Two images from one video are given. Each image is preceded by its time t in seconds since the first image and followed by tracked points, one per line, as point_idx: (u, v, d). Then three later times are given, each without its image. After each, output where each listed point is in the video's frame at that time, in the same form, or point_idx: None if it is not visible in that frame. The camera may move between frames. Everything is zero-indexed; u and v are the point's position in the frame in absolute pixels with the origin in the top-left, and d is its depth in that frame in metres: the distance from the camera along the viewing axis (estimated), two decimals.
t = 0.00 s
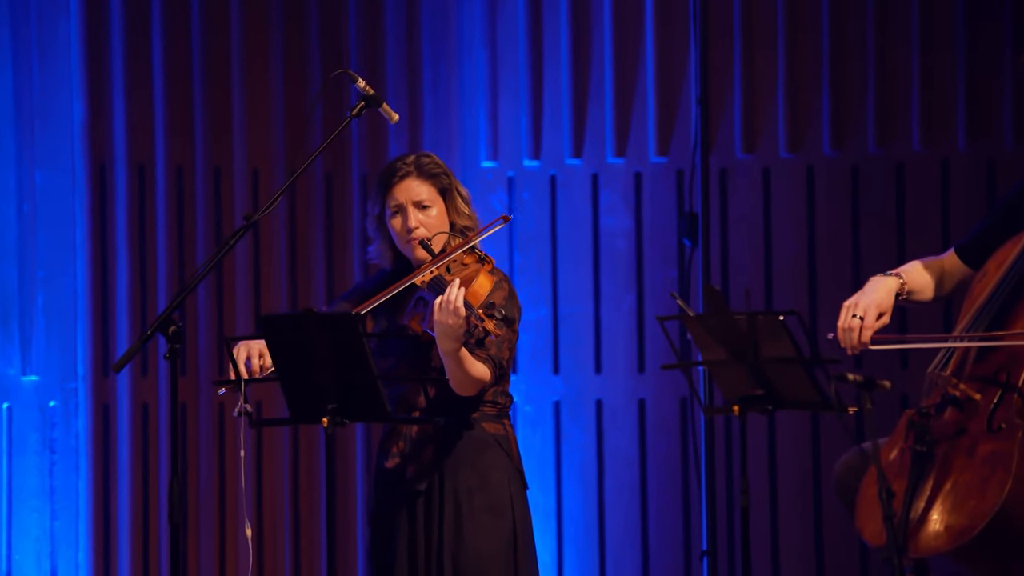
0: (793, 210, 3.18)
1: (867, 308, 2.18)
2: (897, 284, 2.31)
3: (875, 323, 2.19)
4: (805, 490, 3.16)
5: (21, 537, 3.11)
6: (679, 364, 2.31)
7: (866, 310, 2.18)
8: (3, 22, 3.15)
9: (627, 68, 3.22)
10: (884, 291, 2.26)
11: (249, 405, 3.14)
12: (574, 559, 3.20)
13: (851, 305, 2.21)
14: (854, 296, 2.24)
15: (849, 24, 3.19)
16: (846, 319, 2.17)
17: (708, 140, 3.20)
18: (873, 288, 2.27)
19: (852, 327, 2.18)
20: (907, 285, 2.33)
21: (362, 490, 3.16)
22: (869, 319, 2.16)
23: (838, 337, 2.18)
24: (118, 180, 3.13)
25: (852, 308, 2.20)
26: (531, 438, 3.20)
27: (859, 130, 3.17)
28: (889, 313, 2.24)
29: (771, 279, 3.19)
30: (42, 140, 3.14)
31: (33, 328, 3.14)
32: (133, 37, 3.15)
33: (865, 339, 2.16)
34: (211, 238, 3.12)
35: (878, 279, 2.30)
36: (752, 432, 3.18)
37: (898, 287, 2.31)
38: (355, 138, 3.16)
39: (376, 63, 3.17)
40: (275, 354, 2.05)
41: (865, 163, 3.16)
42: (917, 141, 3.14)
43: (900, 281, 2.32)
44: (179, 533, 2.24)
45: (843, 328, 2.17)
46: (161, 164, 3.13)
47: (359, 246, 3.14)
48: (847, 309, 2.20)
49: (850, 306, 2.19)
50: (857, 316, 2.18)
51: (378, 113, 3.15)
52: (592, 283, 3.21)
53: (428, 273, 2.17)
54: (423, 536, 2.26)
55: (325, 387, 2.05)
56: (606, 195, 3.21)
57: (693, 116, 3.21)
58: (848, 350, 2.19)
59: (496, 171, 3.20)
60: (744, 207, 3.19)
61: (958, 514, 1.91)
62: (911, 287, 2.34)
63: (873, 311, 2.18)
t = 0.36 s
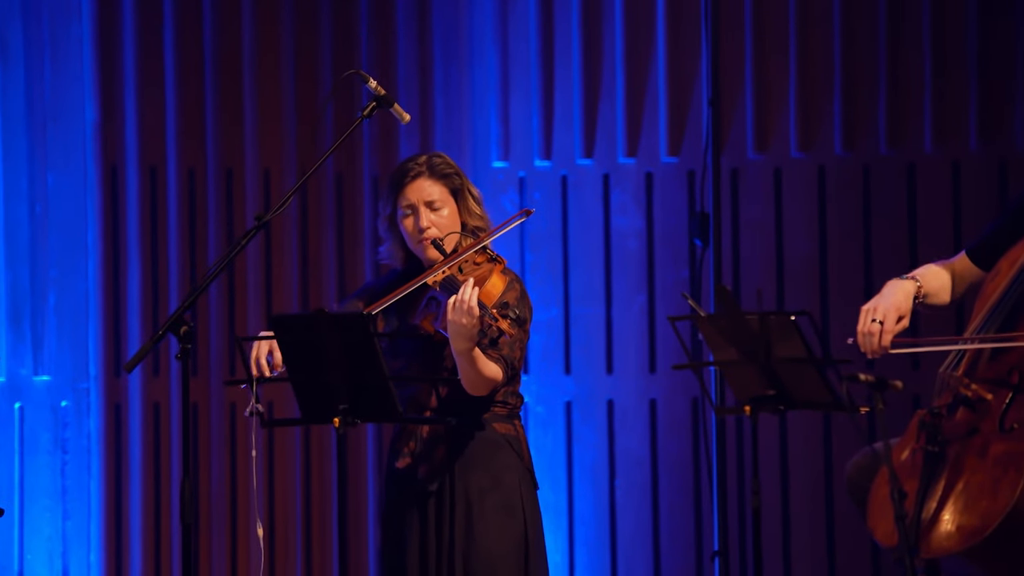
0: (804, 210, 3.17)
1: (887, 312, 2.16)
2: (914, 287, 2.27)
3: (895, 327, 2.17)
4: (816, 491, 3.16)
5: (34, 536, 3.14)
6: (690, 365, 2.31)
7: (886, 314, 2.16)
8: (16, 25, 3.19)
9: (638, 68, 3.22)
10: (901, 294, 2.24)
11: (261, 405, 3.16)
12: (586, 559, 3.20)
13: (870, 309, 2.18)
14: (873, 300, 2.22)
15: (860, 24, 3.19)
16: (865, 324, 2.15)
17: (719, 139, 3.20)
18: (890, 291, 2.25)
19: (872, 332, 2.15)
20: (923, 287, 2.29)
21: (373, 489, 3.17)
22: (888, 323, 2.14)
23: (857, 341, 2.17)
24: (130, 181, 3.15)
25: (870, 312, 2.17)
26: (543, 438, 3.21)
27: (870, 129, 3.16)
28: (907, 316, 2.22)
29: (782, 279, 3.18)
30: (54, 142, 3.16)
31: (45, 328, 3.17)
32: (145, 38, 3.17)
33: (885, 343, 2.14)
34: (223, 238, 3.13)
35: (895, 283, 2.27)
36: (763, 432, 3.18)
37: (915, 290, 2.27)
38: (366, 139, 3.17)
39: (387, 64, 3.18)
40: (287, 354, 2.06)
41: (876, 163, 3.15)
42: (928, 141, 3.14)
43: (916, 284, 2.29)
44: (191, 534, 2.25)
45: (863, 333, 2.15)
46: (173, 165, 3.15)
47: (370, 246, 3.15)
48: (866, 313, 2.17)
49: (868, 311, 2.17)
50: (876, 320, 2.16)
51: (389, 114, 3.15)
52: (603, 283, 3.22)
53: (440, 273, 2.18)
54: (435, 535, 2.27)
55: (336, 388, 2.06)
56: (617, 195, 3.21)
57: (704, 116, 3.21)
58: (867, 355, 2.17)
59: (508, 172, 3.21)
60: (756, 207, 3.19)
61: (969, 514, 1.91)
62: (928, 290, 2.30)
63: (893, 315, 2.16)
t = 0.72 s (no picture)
0: (809, 210, 3.17)
1: (903, 310, 2.15)
2: (927, 287, 2.26)
3: (911, 325, 2.16)
4: (822, 492, 3.16)
5: (40, 537, 3.14)
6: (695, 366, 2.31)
7: (902, 312, 2.15)
8: (22, 24, 3.19)
9: (644, 69, 3.23)
10: (916, 292, 2.24)
11: (266, 406, 3.16)
12: (591, 560, 3.19)
13: (886, 307, 2.17)
14: (889, 298, 2.21)
15: (866, 24, 3.19)
16: (882, 323, 2.14)
17: (724, 140, 3.20)
18: (904, 290, 2.25)
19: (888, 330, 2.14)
20: (936, 287, 2.28)
21: (379, 489, 3.17)
22: (905, 321, 2.13)
23: (874, 340, 2.15)
24: (135, 181, 3.16)
25: (886, 310, 2.16)
26: (548, 440, 3.19)
27: (876, 130, 3.16)
28: (923, 315, 2.22)
29: (788, 280, 3.18)
30: (60, 144, 3.16)
31: (50, 329, 3.17)
32: (151, 39, 3.17)
33: (901, 342, 2.12)
34: (228, 238, 3.14)
35: (909, 282, 2.27)
36: (769, 433, 3.17)
37: (928, 289, 2.26)
38: (372, 139, 3.17)
39: (393, 65, 3.19)
40: (293, 355, 2.06)
41: (881, 163, 3.15)
42: (933, 141, 3.14)
43: (929, 283, 2.28)
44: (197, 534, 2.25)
45: (879, 332, 2.14)
46: (179, 166, 3.16)
47: (375, 246, 3.16)
48: (882, 311, 2.16)
49: (885, 309, 2.16)
50: (893, 318, 2.15)
51: (395, 114, 3.16)
52: (608, 283, 3.22)
53: (446, 272, 2.19)
54: (439, 535, 2.27)
55: (343, 388, 2.06)
56: (622, 196, 3.21)
57: (710, 117, 3.21)
58: (883, 354, 2.16)
59: (513, 172, 3.20)
60: (761, 208, 3.19)
61: (975, 515, 1.90)
62: (940, 290, 2.29)
63: (909, 313, 2.15)
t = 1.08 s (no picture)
0: (824, 210, 3.17)
1: (930, 306, 2.14)
2: (950, 283, 2.23)
3: (938, 321, 2.14)
4: (837, 492, 3.15)
5: (56, 536, 3.17)
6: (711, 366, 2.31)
7: (929, 308, 2.14)
8: (38, 25, 3.22)
9: (658, 68, 3.23)
10: (943, 286, 2.22)
11: (282, 406, 3.18)
12: (606, 560, 3.20)
13: (912, 303, 2.16)
14: (914, 295, 2.20)
15: (882, 23, 3.18)
16: (908, 320, 2.14)
17: (739, 140, 3.19)
18: (930, 286, 2.22)
19: (915, 327, 2.14)
20: (958, 284, 2.24)
21: (394, 488, 3.18)
22: (932, 317, 2.12)
23: (900, 337, 2.15)
24: (150, 180, 3.17)
25: (913, 306, 2.16)
26: (563, 439, 3.20)
27: (891, 130, 3.16)
28: (949, 311, 2.21)
29: (803, 280, 3.18)
30: (75, 145, 3.19)
31: (66, 329, 3.20)
32: (166, 39, 3.19)
33: (929, 339, 2.12)
34: (243, 239, 3.16)
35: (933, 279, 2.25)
36: (784, 433, 3.17)
37: (951, 285, 2.23)
38: (386, 139, 3.18)
39: (407, 65, 3.20)
40: (308, 355, 2.08)
41: (897, 163, 3.15)
42: (949, 141, 3.13)
43: (952, 279, 2.25)
44: (212, 534, 2.27)
45: (906, 328, 2.13)
46: (194, 166, 3.17)
47: (390, 245, 3.18)
48: (908, 308, 2.16)
49: (911, 305, 2.15)
50: (919, 315, 2.14)
51: (410, 114, 3.17)
52: (623, 283, 3.22)
53: (462, 273, 2.20)
54: (455, 536, 2.28)
55: (357, 388, 2.07)
56: (637, 196, 3.21)
57: (725, 117, 3.21)
58: (910, 351, 2.15)
59: (528, 172, 3.21)
60: (776, 207, 3.18)
61: (991, 515, 1.90)
62: (961, 288, 2.25)
63: (936, 309, 2.14)
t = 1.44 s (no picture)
0: (841, 210, 3.17)
1: (954, 307, 2.12)
2: (973, 284, 2.19)
3: (963, 322, 2.12)
4: (854, 493, 3.14)
5: (72, 536, 3.16)
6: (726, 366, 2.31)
7: (953, 309, 2.12)
8: (55, 24, 3.22)
9: (674, 68, 3.23)
10: (966, 287, 2.18)
11: (298, 406, 3.20)
12: (622, 560, 3.20)
13: (936, 304, 2.14)
14: (937, 295, 2.18)
15: (899, 22, 3.18)
16: (933, 321, 2.11)
17: (756, 140, 3.19)
18: (952, 286, 2.19)
19: (940, 328, 2.11)
20: (981, 285, 2.20)
21: (410, 487, 3.20)
22: (957, 319, 2.10)
23: (924, 338, 2.12)
24: (167, 179, 3.18)
25: (937, 307, 2.13)
26: (579, 438, 3.21)
27: (908, 130, 3.16)
28: (974, 312, 2.17)
29: (820, 280, 3.17)
30: (91, 144, 3.20)
31: (83, 328, 3.20)
32: (183, 40, 3.21)
33: (954, 341, 2.09)
34: (260, 239, 3.17)
35: (956, 279, 2.21)
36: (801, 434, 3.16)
37: (974, 286, 2.19)
38: (403, 139, 3.19)
39: (423, 65, 3.21)
40: (324, 356, 2.09)
41: (913, 163, 3.15)
42: (966, 141, 3.14)
43: (975, 280, 2.21)
44: (228, 533, 2.28)
45: (931, 329, 2.11)
46: (211, 166, 3.18)
47: (407, 246, 3.19)
48: (933, 308, 2.13)
49: (935, 306, 2.13)
50: (944, 316, 2.11)
51: (426, 115, 3.18)
52: (639, 283, 3.22)
53: (480, 277, 2.21)
54: (472, 537, 2.29)
55: (374, 388, 2.08)
56: (653, 196, 3.22)
57: (741, 117, 3.21)
58: (933, 353, 2.13)
59: (544, 173, 3.21)
60: (792, 207, 3.18)
61: (1008, 517, 1.90)
62: (985, 290, 2.21)
63: (961, 310, 2.12)
